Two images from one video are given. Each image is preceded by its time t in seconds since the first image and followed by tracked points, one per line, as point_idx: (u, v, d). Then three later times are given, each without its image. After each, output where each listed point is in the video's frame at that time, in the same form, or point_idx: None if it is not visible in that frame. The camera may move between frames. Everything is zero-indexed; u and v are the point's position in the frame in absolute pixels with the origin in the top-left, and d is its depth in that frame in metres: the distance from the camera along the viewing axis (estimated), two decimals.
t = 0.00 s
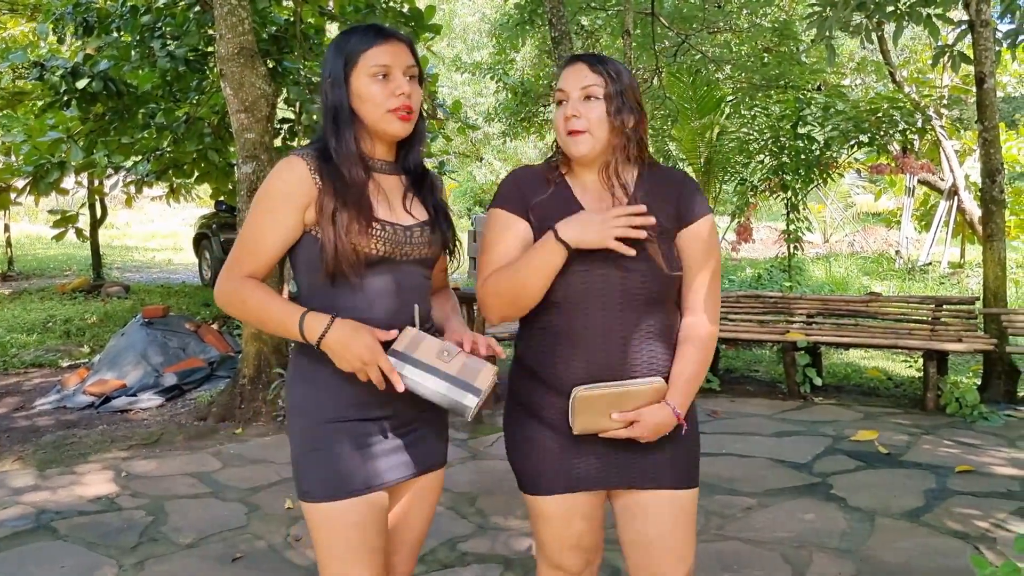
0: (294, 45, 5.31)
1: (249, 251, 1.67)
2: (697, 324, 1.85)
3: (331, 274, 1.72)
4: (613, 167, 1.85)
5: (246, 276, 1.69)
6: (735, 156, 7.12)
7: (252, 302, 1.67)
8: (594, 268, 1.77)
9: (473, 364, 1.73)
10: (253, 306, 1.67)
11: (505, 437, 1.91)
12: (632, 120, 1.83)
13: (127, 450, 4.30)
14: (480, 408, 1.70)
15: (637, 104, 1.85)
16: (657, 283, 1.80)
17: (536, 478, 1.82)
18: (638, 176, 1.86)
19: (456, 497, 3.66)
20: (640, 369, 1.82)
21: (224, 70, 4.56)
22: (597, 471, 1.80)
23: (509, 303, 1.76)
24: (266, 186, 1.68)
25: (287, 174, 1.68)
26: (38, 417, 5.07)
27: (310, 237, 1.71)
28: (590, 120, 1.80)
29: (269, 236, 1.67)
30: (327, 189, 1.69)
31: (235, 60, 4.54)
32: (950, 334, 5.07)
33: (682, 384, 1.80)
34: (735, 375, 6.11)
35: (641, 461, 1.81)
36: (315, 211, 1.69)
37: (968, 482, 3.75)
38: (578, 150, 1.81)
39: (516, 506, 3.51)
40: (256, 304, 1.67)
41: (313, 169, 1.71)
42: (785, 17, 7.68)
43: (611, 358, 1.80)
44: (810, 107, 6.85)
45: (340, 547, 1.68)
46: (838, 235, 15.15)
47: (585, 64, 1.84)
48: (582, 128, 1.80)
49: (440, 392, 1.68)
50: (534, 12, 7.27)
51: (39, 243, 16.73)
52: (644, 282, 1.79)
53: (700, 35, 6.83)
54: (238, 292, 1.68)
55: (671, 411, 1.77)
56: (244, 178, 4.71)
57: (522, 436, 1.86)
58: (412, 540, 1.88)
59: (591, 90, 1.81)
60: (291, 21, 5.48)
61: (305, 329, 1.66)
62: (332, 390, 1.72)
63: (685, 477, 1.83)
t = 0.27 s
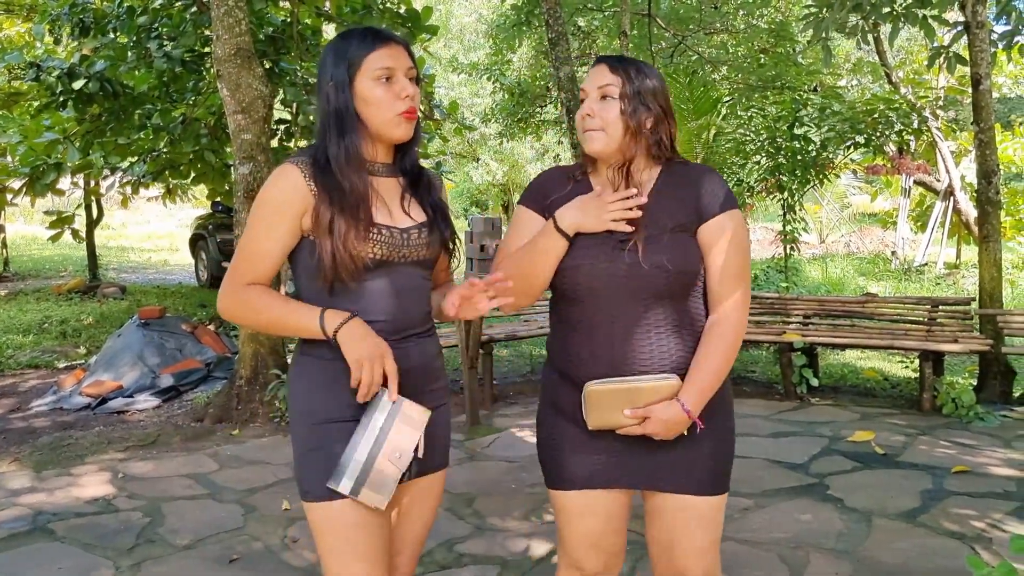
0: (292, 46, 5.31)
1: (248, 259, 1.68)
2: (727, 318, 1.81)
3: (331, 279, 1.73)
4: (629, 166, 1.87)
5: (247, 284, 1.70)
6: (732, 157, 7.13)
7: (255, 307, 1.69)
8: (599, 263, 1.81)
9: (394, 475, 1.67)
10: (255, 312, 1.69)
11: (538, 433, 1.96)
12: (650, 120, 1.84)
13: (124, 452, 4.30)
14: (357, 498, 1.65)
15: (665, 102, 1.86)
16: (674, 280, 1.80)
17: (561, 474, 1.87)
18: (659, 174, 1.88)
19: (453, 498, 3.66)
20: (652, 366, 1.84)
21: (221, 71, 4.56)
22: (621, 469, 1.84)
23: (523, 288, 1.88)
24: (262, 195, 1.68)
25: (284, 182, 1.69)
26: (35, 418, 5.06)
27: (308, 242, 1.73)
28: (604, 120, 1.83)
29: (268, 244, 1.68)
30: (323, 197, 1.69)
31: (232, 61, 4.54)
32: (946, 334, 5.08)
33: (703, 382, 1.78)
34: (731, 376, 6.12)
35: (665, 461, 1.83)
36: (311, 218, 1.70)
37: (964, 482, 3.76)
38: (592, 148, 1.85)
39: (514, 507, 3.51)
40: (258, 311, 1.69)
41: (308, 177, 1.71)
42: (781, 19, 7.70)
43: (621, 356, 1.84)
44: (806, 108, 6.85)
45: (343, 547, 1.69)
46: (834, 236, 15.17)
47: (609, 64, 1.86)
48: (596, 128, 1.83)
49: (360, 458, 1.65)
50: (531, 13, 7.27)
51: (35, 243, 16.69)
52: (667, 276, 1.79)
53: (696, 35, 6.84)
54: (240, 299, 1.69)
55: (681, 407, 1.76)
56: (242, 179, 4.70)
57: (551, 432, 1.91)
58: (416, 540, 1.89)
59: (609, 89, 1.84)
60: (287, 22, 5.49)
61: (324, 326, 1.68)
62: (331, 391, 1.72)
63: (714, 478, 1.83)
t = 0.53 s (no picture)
0: (288, 47, 5.31)
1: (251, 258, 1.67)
2: (754, 320, 1.78)
3: (326, 281, 1.73)
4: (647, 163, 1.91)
5: (252, 285, 1.69)
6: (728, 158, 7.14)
7: (266, 308, 1.68)
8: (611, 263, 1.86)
9: (363, 477, 1.67)
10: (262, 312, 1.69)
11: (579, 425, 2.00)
12: (660, 118, 1.85)
13: (120, 452, 4.29)
14: (324, 491, 1.64)
15: (688, 100, 1.85)
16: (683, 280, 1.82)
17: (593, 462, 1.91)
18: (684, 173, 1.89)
19: (450, 498, 3.66)
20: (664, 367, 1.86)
21: (217, 72, 4.55)
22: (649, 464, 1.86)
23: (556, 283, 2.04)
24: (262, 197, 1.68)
25: (282, 184, 1.68)
26: (31, 419, 5.05)
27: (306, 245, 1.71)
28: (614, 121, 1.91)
29: (269, 244, 1.67)
30: (319, 199, 1.69)
31: (229, 61, 4.53)
32: (942, 335, 5.09)
33: (723, 386, 1.77)
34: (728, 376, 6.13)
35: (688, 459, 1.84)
36: (309, 219, 1.69)
37: (960, 483, 3.77)
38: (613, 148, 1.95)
39: (511, 508, 3.52)
40: (266, 310, 1.69)
41: (306, 179, 1.70)
42: (777, 20, 7.72)
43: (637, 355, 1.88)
44: (802, 109, 6.85)
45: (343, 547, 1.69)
46: (830, 237, 15.19)
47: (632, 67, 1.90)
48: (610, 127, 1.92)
49: (332, 453, 1.65)
50: (528, 13, 7.28)
51: (31, 243, 16.66)
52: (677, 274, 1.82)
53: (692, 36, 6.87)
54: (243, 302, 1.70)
55: (685, 410, 1.77)
56: (237, 180, 4.69)
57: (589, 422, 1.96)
58: (415, 540, 1.89)
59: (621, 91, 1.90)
60: (284, 22, 5.49)
61: (351, 310, 1.66)
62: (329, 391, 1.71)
63: (738, 481, 1.83)
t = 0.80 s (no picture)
0: (283, 47, 5.30)
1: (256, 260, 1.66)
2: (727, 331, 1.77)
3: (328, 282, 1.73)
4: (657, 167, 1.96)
5: (260, 287, 1.67)
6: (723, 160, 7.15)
7: (278, 310, 1.66)
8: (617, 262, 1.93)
9: (365, 485, 1.66)
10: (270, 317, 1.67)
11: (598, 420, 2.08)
12: (667, 124, 1.88)
13: (114, 454, 4.28)
14: (327, 500, 1.64)
15: (696, 106, 1.88)
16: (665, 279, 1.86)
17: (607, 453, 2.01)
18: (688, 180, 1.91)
19: (446, 500, 3.66)
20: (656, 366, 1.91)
21: (213, 73, 4.55)
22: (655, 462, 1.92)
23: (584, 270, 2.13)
24: (265, 199, 1.68)
25: (281, 185, 1.68)
26: (25, 421, 5.04)
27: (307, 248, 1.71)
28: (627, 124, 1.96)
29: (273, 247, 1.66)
30: (320, 200, 1.69)
31: (224, 62, 4.53)
32: (937, 337, 5.10)
33: (691, 388, 1.79)
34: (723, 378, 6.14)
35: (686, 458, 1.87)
36: (310, 221, 1.68)
37: (954, 485, 3.77)
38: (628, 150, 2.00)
39: (507, 510, 3.51)
40: (273, 313, 1.67)
41: (306, 180, 1.70)
42: (772, 22, 7.74)
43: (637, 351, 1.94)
44: (798, 111, 6.86)
45: (338, 547, 1.69)
46: (825, 239, 15.23)
47: (649, 72, 1.93)
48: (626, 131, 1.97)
49: (331, 462, 1.64)
50: (524, 15, 7.28)
51: (25, 244, 16.61)
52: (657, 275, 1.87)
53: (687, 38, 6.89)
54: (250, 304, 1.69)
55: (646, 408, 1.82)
56: (233, 181, 4.68)
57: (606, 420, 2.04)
58: (409, 542, 1.89)
59: (636, 98, 1.94)
60: (280, 24, 5.49)
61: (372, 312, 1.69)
62: (324, 392, 1.71)
63: (735, 487, 1.85)
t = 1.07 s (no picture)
0: (280, 48, 5.29)
1: (256, 263, 1.66)
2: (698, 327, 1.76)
3: (329, 285, 1.72)
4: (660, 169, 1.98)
5: (259, 288, 1.66)
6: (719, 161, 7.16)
7: (278, 313, 1.66)
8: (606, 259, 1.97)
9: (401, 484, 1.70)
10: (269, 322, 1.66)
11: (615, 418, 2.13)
12: (666, 126, 1.90)
13: (111, 455, 4.27)
14: (379, 511, 1.67)
15: (694, 110, 1.89)
16: (648, 273, 1.90)
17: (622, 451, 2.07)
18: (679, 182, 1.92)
19: (443, 501, 3.66)
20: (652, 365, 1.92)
21: (210, 74, 4.54)
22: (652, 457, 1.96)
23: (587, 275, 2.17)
24: (268, 202, 1.67)
25: (283, 187, 1.68)
26: (21, 422, 5.03)
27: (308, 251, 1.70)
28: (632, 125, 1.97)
29: (271, 249, 1.65)
30: (322, 202, 1.69)
31: (221, 63, 4.53)
32: (933, 338, 5.12)
33: (661, 382, 1.80)
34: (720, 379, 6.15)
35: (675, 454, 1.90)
36: (310, 223, 1.68)
37: (950, 486, 3.78)
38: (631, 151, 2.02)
39: (504, 511, 3.52)
40: (271, 315, 1.66)
41: (309, 182, 1.71)
42: (769, 23, 7.75)
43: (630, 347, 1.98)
44: (794, 113, 6.85)
45: (339, 548, 1.69)
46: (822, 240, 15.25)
47: (653, 77, 1.95)
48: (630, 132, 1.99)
49: (373, 473, 1.66)
50: (521, 16, 7.28)
51: (21, 245, 16.57)
52: (638, 270, 1.92)
53: (683, 39, 6.92)
54: (247, 305, 1.68)
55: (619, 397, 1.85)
56: (230, 182, 4.68)
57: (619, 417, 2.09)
58: (406, 542, 1.89)
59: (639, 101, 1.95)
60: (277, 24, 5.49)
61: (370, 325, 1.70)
62: (321, 393, 1.71)
63: (720, 485, 1.85)
